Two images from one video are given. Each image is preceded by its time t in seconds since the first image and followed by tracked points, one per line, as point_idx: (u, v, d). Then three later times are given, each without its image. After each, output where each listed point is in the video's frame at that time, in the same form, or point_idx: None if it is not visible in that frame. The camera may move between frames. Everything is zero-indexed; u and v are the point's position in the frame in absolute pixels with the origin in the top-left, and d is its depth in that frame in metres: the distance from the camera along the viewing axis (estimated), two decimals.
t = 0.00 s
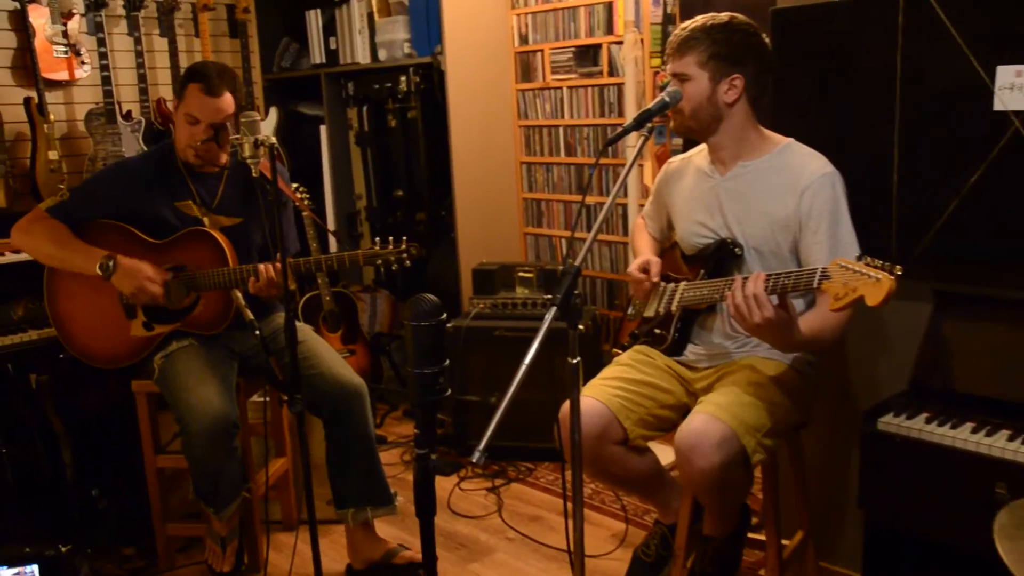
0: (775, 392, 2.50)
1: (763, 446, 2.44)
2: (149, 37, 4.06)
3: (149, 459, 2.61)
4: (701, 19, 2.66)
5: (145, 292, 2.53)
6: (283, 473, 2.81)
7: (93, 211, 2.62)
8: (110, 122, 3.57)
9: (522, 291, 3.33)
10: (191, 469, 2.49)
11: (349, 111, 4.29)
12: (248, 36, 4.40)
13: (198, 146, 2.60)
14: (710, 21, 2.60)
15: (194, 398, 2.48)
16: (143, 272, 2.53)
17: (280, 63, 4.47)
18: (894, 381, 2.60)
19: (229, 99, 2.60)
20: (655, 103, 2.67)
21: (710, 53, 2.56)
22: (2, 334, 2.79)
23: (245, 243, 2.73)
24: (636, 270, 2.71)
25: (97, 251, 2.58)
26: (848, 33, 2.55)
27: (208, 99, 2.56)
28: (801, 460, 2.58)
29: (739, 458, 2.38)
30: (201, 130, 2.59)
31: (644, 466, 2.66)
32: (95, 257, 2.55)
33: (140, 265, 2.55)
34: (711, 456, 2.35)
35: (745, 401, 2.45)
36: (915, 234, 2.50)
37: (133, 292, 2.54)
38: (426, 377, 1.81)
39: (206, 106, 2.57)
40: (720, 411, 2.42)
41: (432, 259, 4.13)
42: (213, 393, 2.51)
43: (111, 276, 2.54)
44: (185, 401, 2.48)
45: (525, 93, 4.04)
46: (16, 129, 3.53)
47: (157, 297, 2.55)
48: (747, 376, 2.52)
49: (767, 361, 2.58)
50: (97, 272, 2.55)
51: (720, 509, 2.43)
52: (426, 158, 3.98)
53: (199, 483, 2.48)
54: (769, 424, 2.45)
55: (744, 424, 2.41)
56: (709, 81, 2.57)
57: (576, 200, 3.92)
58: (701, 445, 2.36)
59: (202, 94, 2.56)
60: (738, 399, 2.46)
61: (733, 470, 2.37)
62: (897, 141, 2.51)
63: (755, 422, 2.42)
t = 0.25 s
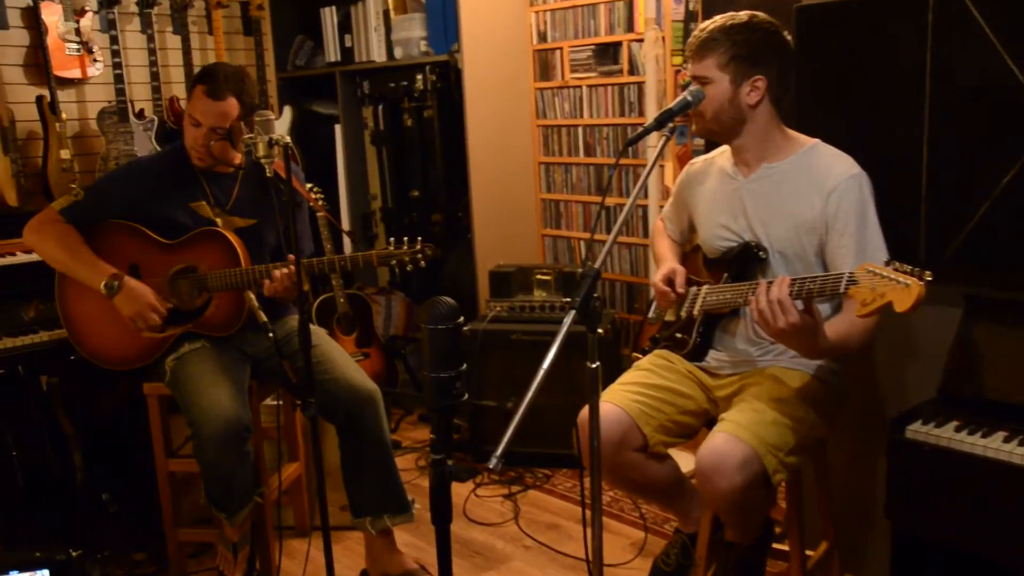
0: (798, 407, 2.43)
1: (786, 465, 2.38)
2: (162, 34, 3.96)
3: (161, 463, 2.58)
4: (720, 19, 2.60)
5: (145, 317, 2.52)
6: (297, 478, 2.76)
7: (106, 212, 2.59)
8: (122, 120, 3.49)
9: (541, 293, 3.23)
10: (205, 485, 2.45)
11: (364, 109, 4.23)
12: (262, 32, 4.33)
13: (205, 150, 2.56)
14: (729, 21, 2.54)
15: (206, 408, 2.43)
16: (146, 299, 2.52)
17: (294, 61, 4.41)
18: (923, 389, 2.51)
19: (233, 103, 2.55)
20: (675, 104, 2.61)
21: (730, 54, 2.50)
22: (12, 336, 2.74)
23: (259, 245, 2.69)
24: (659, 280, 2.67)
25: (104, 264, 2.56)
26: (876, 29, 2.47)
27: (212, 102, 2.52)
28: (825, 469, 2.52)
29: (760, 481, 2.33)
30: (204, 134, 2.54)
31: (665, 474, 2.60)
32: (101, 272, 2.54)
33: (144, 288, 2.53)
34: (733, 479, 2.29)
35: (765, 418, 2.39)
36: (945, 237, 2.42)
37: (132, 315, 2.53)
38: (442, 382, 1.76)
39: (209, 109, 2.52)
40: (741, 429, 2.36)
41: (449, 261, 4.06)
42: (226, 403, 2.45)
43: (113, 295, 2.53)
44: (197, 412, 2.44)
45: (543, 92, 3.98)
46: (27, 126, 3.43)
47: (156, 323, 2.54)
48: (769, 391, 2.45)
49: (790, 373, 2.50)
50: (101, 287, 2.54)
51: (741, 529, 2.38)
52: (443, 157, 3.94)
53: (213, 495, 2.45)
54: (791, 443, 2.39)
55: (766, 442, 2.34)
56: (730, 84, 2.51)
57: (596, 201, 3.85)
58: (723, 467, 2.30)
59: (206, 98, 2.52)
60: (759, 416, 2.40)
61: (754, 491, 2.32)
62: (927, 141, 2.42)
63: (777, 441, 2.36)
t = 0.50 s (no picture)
0: (841, 426, 2.28)
1: (829, 487, 2.24)
2: (181, 35, 3.87)
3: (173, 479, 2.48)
4: (761, 21, 2.47)
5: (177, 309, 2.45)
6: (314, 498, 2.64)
7: (121, 218, 2.51)
8: (139, 124, 3.39)
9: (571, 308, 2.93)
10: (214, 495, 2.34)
11: (387, 115, 4.09)
12: (284, 35, 4.21)
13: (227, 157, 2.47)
14: (771, 23, 2.41)
15: (219, 416, 2.33)
16: (171, 290, 2.44)
17: (316, 63, 4.22)
18: (978, 412, 2.35)
19: (256, 109, 2.46)
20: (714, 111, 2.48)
21: (771, 57, 2.36)
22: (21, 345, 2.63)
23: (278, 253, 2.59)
24: (699, 291, 2.54)
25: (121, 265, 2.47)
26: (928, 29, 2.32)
27: (233, 107, 2.44)
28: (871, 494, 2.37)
29: (802, 502, 2.19)
30: (227, 141, 2.46)
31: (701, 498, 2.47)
32: (118, 274, 2.45)
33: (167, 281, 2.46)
34: (774, 497, 2.15)
35: (806, 435, 2.25)
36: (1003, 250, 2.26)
37: (164, 309, 2.46)
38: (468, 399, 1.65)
39: (231, 116, 2.44)
40: (781, 446, 2.21)
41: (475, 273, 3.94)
42: (240, 412, 2.35)
43: (137, 294, 2.45)
44: (210, 419, 2.33)
45: (574, 97, 3.88)
46: (42, 131, 3.30)
47: (188, 313, 2.46)
48: (810, 406, 2.31)
49: (835, 392, 2.34)
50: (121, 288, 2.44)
51: (780, 557, 2.22)
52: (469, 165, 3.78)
53: (223, 506, 2.33)
54: (834, 463, 2.24)
55: (808, 461, 2.20)
56: (771, 90, 2.37)
57: (629, 212, 3.73)
58: (764, 484, 2.15)
59: (226, 103, 2.43)
60: (800, 435, 2.25)
61: (795, 513, 2.18)
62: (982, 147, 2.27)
63: (820, 460, 2.21)
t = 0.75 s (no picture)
0: (869, 421, 2.20)
1: (856, 481, 2.15)
2: (189, 30, 3.80)
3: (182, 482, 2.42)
4: (788, 11, 2.39)
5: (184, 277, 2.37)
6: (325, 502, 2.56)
7: (128, 215, 2.45)
8: (146, 120, 3.33)
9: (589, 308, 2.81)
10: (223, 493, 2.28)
11: (402, 110, 3.99)
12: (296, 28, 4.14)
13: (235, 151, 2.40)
14: (798, 13, 2.33)
15: (227, 417, 2.27)
16: (177, 261, 2.37)
17: (328, 58, 4.09)
18: (1014, 416, 2.26)
19: (262, 101, 2.41)
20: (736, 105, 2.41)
21: (797, 48, 2.28)
22: (27, 345, 2.57)
23: (288, 252, 2.52)
24: (715, 287, 2.46)
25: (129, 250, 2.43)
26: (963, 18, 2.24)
27: (238, 100, 2.38)
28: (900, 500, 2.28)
29: (829, 494, 2.10)
30: (232, 135, 2.40)
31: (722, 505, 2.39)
32: (126, 259, 2.40)
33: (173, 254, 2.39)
34: (798, 489, 2.07)
35: (834, 428, 2.17)
36: None
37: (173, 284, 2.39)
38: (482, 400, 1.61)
39: (236, 108, 2.38)
40: (807, 437, 2.14)
41: (490, 273, 3.85)
42: (250, 413, 2.29)
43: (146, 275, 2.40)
44: (218, 420, 2.27)
45: (592, 91, 3.73)
46: (48, 126, 3.24)
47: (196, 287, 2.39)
48: (837, 402, 2.24)
49: (862, 390, 2.26)
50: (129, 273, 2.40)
51: (808, 553, 2.13)
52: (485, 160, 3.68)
53: (233, 510, 2.27)
54: (861, 457, 2.16)
55: (837, 455, 2.12)
56: (796, 80, 2.29)
57: (649, 210, 3.59)
58: (788, 475, 2.08)
59: (232, 96, 2.38)
60: (827, 427, 2.17)
61: (822, 506, 2.10)
62: (1019, 140, 2.18)
63: (847, 452, 2.13)
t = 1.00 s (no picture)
0: (904, 441, 2.10)
1: (889, 506, 2.05)
2: (196, 18, 3.68)
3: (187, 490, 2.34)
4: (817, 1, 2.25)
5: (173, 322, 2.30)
6: (333, 509, 2.47)
7: (131, 210, 2.37)
8: (151, 111, 3.20)
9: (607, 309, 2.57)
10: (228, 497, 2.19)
11: (415, 102, 3.84)
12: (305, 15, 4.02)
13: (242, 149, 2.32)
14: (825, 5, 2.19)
15: (234, 420, 2.19)
16: (172, 298, 2.29)
17: (338, 47, 3.93)
18: None
19: (268, 102, 2.32)
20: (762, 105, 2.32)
21: (825, 43, 2.15)
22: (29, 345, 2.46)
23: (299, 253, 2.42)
24: (743, 293, 2.34)
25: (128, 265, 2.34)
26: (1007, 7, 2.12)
27: (243, 102, 2.29)
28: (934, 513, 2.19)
29: (858, 522, 2.01)
30: (235, 138, 2.32)
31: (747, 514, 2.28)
32: (124, 277, 2.31)
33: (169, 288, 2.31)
34: (827, 518, 1.98)
35: (865, 450, 2.07)
36: None
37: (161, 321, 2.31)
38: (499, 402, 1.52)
39: (240, 110, 2.30)
40: (837, 462, 2.04)
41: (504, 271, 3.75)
42: (257, 416, 2.20)
43: (139, 299, 2.31)
44: (224, 424, 2.19)
45: (612, 83, 3.54)
46: (49, 118, 3.13)
47: (188, 323, 2.31)
48: (867, 421, 2.14)
49: (894, 404, 2.16)
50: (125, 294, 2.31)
51: None
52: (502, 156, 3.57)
53: (240, 517, 2.19)
54: (895, 482, 2.06)
55: (868, 479, 2.03)
56: (827, 77, 2.15)
57: (672, 208, 3.41)
58: (817, 504, 1.99)
59: (237, 97, 2.29)
60: (857, 449, 2.07)
61: (853, 534, 2.01)
62: None
63: (879, 477, 2.03)
